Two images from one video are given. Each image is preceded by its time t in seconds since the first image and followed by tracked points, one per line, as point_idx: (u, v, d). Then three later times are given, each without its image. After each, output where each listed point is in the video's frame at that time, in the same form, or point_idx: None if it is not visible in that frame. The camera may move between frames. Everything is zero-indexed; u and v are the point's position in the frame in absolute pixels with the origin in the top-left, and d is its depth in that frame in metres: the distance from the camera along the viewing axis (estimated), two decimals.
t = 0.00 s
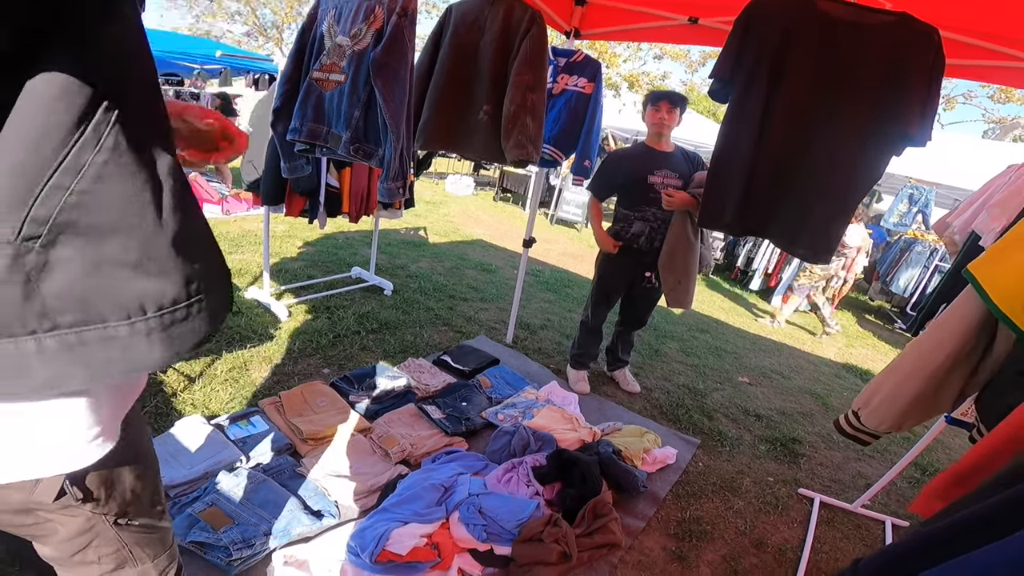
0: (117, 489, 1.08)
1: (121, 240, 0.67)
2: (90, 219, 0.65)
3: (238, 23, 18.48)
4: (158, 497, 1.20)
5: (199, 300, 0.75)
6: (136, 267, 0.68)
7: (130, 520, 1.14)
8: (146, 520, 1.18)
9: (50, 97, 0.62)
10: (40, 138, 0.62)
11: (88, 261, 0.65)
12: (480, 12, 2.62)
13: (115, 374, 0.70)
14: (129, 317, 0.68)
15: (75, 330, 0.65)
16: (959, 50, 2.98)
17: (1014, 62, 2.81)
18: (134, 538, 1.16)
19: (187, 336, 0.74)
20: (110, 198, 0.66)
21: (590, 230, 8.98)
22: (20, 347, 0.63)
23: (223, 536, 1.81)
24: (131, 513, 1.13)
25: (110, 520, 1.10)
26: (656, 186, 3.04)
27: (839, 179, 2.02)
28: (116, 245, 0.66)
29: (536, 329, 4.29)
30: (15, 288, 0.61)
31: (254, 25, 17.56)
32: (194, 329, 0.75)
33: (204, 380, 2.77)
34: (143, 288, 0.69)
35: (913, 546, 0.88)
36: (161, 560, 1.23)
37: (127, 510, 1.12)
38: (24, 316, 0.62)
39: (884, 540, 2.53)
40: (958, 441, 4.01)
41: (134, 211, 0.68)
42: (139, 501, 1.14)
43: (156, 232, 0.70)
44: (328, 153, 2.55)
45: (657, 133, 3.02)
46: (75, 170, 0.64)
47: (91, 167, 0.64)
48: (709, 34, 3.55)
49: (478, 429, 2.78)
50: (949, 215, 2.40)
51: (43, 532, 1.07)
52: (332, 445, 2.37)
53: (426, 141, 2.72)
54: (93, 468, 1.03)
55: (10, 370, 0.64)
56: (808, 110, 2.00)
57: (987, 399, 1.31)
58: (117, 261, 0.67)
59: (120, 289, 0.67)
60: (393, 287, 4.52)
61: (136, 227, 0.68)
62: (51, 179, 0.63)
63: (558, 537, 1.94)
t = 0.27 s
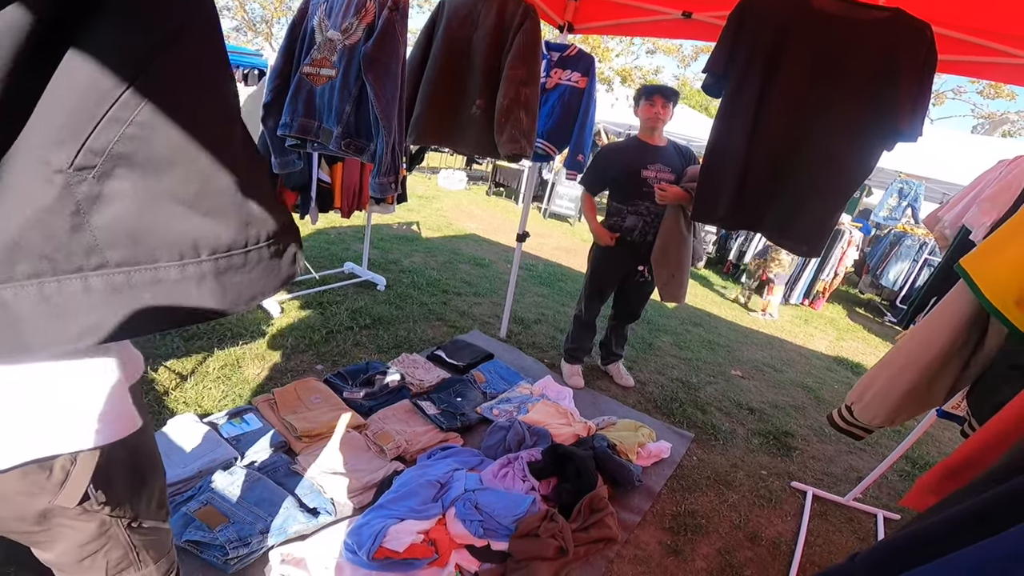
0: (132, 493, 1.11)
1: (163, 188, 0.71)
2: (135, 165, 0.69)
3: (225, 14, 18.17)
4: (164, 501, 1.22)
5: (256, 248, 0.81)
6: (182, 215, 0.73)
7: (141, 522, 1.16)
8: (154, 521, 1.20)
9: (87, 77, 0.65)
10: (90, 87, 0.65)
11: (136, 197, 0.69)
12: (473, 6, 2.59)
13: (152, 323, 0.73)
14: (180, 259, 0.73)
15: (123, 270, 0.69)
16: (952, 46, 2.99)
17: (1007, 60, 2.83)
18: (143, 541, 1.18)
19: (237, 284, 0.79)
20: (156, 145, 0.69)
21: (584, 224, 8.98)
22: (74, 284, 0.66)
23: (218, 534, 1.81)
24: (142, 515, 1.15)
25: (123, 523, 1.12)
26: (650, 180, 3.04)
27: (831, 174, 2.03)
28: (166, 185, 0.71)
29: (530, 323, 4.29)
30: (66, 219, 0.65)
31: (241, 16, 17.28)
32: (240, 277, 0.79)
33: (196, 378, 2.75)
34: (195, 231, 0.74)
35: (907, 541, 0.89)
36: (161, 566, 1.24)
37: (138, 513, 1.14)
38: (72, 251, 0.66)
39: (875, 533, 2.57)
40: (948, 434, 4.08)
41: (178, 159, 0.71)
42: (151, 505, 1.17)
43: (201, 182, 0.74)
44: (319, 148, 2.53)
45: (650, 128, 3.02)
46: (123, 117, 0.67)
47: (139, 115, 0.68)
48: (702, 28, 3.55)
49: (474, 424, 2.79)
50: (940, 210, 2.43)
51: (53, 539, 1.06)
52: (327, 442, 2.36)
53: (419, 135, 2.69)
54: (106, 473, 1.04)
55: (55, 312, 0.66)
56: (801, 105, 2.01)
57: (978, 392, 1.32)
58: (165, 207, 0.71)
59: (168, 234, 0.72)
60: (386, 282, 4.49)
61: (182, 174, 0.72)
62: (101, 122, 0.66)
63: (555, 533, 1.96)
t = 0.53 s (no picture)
0: (143, 502, 1.11)
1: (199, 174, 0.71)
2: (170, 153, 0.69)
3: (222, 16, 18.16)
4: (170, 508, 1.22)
5: (282, 234, 0.81)
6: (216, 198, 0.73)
7: (151, 528, 1.16)
8: (163, 527, 1.20)
9: (110, 87, 0.65)
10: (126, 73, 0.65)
11: (173, 180, 0.70)
12: (472, 8, 2.60)
13: (180, 304, 0.74)
14: (214, 242, 0.74)
15: (159, 252, 0.71)
16: (948, 48, 3.02)
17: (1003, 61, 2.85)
18: (149, 549, 1.17)
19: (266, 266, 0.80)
20: (188, 138, 0.70)
21: (581, 226, 9.00)
22: (109, 265, 0.68)
23: (219, 537, 1.80)
24: (152, 522, 1.15)
25: (136, 531, 1.12)
26: (648, 182, 3.05)
27: (830, 175, 2.04)
28: (200, 170, 0.71)
29: (529, 325, 4.30)
30: (105, 197, 0.66)
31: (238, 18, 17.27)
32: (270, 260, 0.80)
33: (196, 381, 2.75)
34: (229, 214, 0.75)
35: (908, 540, 0.90)
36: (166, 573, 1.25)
37: (149, 520, 1.14)
38: (109, 231, 0.68)
39: (875, 533, 2.58)
40: (945, 434, 4.10)
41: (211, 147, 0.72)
42: (161, 512, 1.18)
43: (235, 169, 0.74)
44: (319, 150, 2.53)
45: (648, 129, 3.03)
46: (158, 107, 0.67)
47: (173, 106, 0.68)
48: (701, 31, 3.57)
49: (473, 426, 2.80)
50: (937, 211, 2.45)
51: (61, 550, 1.05)
52: (326, 445, 2.36)
53: (418, 137, 2.70)
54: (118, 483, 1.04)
55: (86, 294, 0.68)
56: (798, 106, 2.02)
57: (978, 393, 1.33)
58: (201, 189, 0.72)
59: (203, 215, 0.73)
60: (385, 284, 4.50)
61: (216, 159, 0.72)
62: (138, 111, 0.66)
63: (555, 534, 1.97)
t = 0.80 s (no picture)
0: (148, 505, 1.11)
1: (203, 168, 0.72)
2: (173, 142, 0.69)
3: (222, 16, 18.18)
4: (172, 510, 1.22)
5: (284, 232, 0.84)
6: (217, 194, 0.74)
7: (154, 531, 1.16)
8: (165, 530, 1.20)
9: (108, 82, 0.63)
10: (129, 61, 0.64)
11: (174, 176, 0.70)
12: (472, 9, 2.61)
13: (179, 301, 0.75)
14: (218, 239, 0.75)
15: (161, 248, 0.71)
16: (949, 49, 3.02)
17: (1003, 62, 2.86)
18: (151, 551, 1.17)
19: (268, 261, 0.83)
20: (189, 133, 0.70)
21: (581, 226, 9.01)
22: (110, 261, 0.68)
23: (220, 538, 1.81)
24: (155, 524, 1.15)
25: (139, 534, 1.12)
26: (648, 183, 3.06)
27: (830, 175, 2.04)
28: (202, 165, 0.72)
29: (529, 325, 4.30)
30: (105, 192, 0.66)
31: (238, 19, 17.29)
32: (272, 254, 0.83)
33: (196, 381, 2.75)
34: (232, 209, 0.76)
35: (909, 540, 0.90)
36: None
37: (152, 523, 1.14)
38: (108, 227, 0.67)
39: (875, 534, 2.58)
40: (945, 435, 4.11)
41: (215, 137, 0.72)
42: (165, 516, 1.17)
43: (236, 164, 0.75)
44: (320, 150, 2.54)
45: (648, 130, 3.03)
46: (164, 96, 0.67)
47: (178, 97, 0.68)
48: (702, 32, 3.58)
49: (474, 427, 2.80)
50: (937, 212, 2.45)
51: (65, 552, 1.06)
52: (326, 445, 2.37)
53: (419, 138, 2.71)
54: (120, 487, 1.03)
55: (82, 291, 0.67)
56: (799, 106, 2.02)
57: (978, 393, 1.34)
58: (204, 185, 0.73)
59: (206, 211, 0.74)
60: (385, 284, 4.50)
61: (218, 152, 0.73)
62: (141, 102, 0.66)
63: (556, 534, 1.97)
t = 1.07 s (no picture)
0: (136, 511, 1.11)
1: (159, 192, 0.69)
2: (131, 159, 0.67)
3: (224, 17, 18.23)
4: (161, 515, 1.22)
5: (260, 258, 0.80)
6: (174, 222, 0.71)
7: (144, 536, 1.17)
8: (157, 534, 1.20)
9: (79, 62, 0.63)
10: (90, 65, 0.63)
11: (125, 201, 0.67)
12: (474, 10, 2.61)
13: (138, 336, 0.72)
14: (177, 271, 0.72)
15: (111, 281, 0.68)
16: (950, 50, 3.02)
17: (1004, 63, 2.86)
18: (144, 553, 1.18)
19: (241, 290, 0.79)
20: (153, 142, 0.68)
21: (582, 228, 9.02)
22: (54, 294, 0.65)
23: (220, 538, 1.81)
24: (145, 530, 1.16)
25: (127, 539, 1.13)
26: (648, 184, 3.06)
27: (831, 177, 2.04)
28: (159, 189, 0.69)
29: (529, 326, 4.30)
30: (48, 221, 0.63)
31: (241, 19, 17.34)
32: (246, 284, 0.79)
33: (196, 381, 2.75)
34: (195, 238, 0.73)
35: (908, 542, 0.90)
36: None
37: (141, 528, 1.15)
38: (53, 258, 0.64)
39: (875, 535, 2.58)
40: (945, 436, 4.10)
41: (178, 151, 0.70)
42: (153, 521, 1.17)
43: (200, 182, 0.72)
44: (322, 151, 2.54)
45: (649, 131, 3.03)
46: (126, 102, 0.65)
47: (144, 100, 0.66)
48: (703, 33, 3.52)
49: (474, 428, 2.80)
50: (938, 214, 2.46)
51: (53, 554, 1.06)
52: (327, 446, 2.37)
53: (421, 139, 2.71)
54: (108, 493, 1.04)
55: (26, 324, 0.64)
56: (799, 108, 2.03)
57: (979, 394, 1.35)
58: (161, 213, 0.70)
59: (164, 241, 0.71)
60: (385, 285, 4.51)
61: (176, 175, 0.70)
62: (95, 114, 0.64)
63: (556, 535, 1.97)
